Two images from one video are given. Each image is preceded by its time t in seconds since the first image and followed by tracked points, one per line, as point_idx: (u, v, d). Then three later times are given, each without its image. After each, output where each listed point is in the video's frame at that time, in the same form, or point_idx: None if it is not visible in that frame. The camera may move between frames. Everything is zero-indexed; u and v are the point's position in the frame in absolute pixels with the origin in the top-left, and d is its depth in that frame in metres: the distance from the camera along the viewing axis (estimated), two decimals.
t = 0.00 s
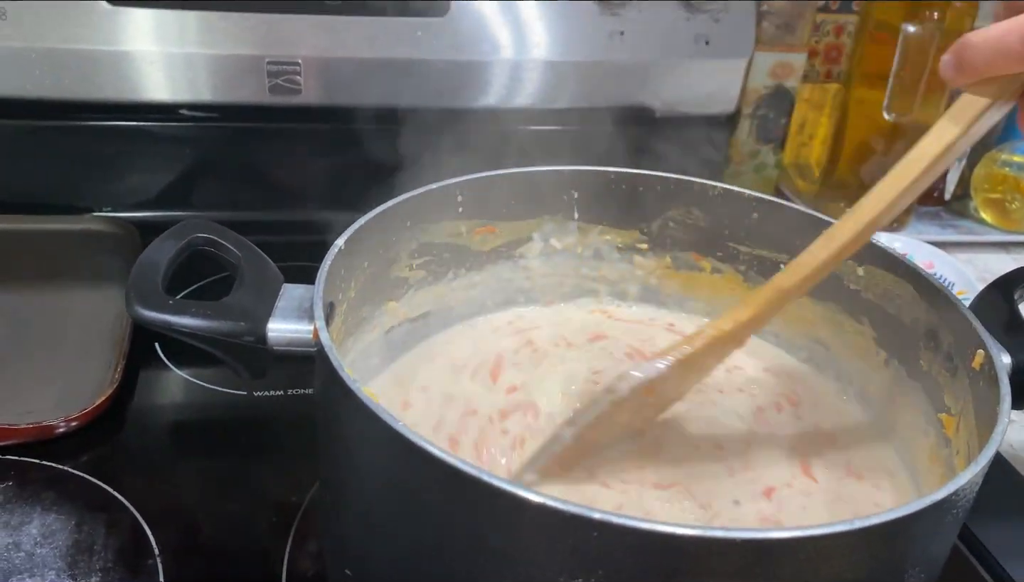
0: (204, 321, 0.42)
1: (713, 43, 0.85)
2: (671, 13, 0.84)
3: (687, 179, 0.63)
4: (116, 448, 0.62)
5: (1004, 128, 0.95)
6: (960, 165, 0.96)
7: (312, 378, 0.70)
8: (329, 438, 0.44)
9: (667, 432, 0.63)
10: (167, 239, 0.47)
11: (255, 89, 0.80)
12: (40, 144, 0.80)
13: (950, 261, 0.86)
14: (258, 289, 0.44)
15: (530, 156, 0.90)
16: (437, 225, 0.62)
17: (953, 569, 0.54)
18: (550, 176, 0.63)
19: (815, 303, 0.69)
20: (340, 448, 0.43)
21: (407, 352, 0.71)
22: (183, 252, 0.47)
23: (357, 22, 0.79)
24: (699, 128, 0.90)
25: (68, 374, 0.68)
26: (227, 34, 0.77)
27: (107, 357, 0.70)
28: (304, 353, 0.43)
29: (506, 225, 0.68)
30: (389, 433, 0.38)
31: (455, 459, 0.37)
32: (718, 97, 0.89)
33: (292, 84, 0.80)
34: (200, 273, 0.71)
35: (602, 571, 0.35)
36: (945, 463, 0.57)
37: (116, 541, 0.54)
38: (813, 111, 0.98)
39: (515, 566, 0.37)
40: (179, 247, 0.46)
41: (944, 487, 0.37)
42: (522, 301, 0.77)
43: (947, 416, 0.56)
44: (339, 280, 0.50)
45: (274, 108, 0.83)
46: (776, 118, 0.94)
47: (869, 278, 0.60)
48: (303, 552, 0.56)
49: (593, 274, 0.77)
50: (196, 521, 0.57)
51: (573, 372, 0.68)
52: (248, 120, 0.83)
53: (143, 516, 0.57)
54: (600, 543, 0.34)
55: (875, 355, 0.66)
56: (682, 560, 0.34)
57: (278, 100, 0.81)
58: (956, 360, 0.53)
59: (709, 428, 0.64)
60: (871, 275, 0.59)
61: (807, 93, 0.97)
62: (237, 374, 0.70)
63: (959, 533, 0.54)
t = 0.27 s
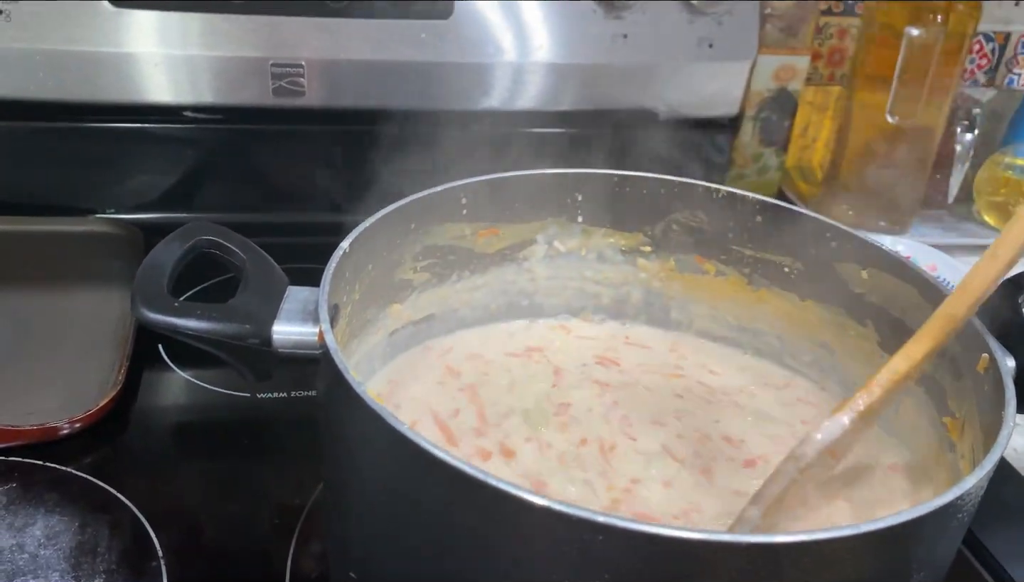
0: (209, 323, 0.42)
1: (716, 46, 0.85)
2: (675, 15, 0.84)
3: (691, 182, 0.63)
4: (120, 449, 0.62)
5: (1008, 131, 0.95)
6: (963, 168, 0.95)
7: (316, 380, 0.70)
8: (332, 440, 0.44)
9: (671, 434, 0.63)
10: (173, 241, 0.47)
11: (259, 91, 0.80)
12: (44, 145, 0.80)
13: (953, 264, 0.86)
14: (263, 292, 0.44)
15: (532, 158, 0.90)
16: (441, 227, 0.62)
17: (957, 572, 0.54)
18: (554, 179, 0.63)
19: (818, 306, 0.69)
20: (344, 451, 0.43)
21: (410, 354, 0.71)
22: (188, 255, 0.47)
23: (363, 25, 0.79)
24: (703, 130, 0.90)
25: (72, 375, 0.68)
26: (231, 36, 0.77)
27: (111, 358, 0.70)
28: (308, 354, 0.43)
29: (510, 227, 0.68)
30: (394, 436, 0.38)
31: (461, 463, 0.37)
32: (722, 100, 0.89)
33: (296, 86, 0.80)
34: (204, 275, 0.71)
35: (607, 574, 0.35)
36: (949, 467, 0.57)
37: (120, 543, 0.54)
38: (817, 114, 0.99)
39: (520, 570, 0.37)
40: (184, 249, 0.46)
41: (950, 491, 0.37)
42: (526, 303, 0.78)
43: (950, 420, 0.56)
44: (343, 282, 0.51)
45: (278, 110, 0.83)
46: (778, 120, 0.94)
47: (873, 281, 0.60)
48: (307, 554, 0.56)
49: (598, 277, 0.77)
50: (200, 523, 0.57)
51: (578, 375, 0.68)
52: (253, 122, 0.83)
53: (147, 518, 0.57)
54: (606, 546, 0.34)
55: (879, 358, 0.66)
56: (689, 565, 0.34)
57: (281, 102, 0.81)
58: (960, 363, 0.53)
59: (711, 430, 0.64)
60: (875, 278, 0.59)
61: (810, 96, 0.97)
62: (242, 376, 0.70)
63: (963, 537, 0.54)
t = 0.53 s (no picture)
0: (211, 323, 0.42)
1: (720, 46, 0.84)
2: (678, 16, 0.83)
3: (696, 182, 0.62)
4: (121, 450, 0.62)
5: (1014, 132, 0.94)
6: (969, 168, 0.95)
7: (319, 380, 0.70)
8: (336, 440, 0.44)
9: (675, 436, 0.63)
10: (175, 240, 0.46)
11: (261, 91, 0.80)
12: (45, 144, 0.80)
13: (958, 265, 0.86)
14: (266, 291, 0.44)
15: (535, 158, 0.90)
16: (445, 228, 0.62)
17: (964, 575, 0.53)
18: (557, 180, 0.63)
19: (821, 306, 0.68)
20: (348, 452, 0.43)
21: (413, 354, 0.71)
22: (191, 254, 0.47)
23: (365, 24, 0.79)
24: (706, 131, 0.90)
25: (74, 375, 0.68)
26: (233, 35, 0.77)
27: (113, 358, 0.70)
28: (312, 354, 0.43)
29: (514, 228, 0.68)
30: (398, 438, 0.38)
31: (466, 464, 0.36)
32: (726, 100, 0.88)
33: (299, 85, 0.80)
34: (207, 275, 0.71)
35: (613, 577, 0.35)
36: (957, 469, 0.57)
37: (121, 544, 0.54)
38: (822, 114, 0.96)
39: (525, 572, 0.36)
40: (187, 248, 0.46)
41: (960, 495, 0.37)
42: (529, 303, 0.77)
43: (958, 422, 0.56)
44: (347, 282, 0.50)
45: (280, 110, 0.82)
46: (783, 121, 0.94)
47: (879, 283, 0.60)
48: (309, 554, 0.55)
49: (602, 277, 0.77)
50: (201, 524, 0.57)
51: (581, 376, 0.68)
52: (255, 122, 0.83)
53: (148, 519, 0.56)
54: (612, 549, 0.34)
55: (885, 359, 0.66)
56: (693, 567, 0.33)
57: (284, 101, 0.81)
58: (968, 365, 0.52)
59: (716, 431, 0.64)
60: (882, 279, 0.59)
61: (814, 97, 0.95)
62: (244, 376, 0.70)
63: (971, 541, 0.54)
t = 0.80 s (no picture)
0: (217, 325, 0.41)
1: (726, 47, 0.84)
2: (684, 16, 0.83)
3: (703, 184, 0.62)
4: (124, 451, 0.62)
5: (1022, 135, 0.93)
6: (975, 170, 0.95)
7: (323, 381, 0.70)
8: (344, 444, 0.44)
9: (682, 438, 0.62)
10: (181, 240, 0.46)
11: (266, 90, 0.79)
12: (49, 144, 0.80)
13: (965, 268, 0.85)
14: (271, 294, 0.44)
15: (539, 159, 0.90)
16: (451, 229, 0.62)
17: None
18: (564, 181, 0.63)
19: (829, 308, 0.69)
20: (355, 456, 0.42)
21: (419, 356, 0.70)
22: (196, 254, 0.46)
23: (369, 23, 0.78)
24: (711, 132, 0.90)
25: (76, 376, 0.67)
26: (238, 34, 0.77)
27: (116, 358, 0.69)
28: (320, 357, 0.42)
29: (520, 228, 0.68)
30: (409, 443, 0.37)
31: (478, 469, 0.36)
32: (732, 101, 0.88)
33: (303, 85, 0.79)
34: (211, 275, 0.70)
35: None
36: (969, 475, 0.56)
37: (124, 547, 0.54)
38: (827, 116, 0.95)
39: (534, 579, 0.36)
40: (193, 249, 0.46)
41: (975, 502, 0.37)
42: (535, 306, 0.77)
43: (971, 428, 0.56)
44: (353, 284, 0.50)
45: (284, 110, 0.82)
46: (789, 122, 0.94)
47: (889, 286, 0.59)
48: (313, 557, 0.55)
49: (609, 279, 0.77)
50: (204, 526, 0.56)
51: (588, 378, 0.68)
52: (258, 121, 0.83)
53: (151, 521, 0.56)
54: (624, 557, 0.34)
55: (893, 363, 0.66)
56: (705, 575, 0.33)
57: (288, 101, 0.80)
58: (981, 371, 0.52)
59: (724, 433, 0.63)
60: (892, 283, 0.59)
61: (820, 98, 0.94)
62: (248, 377, 0.69)
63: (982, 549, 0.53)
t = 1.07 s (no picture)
0: (220, 327, 0.41)
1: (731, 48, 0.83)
2: (689, 17, 0.83)
3: (710, 186, 0.61)
4: (125, 453, 0.61)
5: None
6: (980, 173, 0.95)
7: (326, 383, 0.69)
8: (348, 448, 0.43)
9: (689, 441, 0.62)
10: (183, 240, 0.45)
11: (269, 89, 0.79)
12: (50, 143, 0.79)
13: (971, 271, 0.85)
14: (274, 295, 0.43)
15: (543, 160, 0.89)
16: (456, 230, 0.61)
17: None
18: (569, 182, 0.62)
19: (838, 311, 0.69)
20: (359, 461, 0.42)
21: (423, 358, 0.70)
22: (198, 255, 0.46)
23: (372, 23, 0.78)
24: (715, 133, 0.89)
25: (77, 376, 0.67)
26: (241, 33, 0.76)
27: (117, 359, 0.69)
28: (324, 360, 0.42)
29: (524, 230, 0.67)
30: (416, 448, 0.37)
31: (486, 477, 0.36)
32: (736, 102, 0.87)
33: (306, 84, 0.79)
34: (212, 276, 0.70)
35: None
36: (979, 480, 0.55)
37: (124, 549, 0.53)
38: (832, 117, 0.96)
39: None
40: (195, 250, 0.45)
41: (988, 510, 0.36)
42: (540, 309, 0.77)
43: (981, 434, 0.55)
44: (356, 285, 0.50)
45: (287, 109, 0.81)
46: (793, 123, 0.93)
47: (898, 290, 0.59)
48: (316, 560, 0.55)
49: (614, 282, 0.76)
50: (206, 528, 0.56)
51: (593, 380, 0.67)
52: (261, 121, 0.82)
53: (152, 524, 0.56)
54: (634, 564, 0.33)
55: (903, 368, 0.66)
56: None
57: (291, 100, 0.80)
58: (991, 376, 0.51)
59: (730, 436, 0.63)
60: (900, 286, 0.58)
61: (825, 99, 0.96)
62: (250, 378, 0.69)
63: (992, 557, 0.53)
